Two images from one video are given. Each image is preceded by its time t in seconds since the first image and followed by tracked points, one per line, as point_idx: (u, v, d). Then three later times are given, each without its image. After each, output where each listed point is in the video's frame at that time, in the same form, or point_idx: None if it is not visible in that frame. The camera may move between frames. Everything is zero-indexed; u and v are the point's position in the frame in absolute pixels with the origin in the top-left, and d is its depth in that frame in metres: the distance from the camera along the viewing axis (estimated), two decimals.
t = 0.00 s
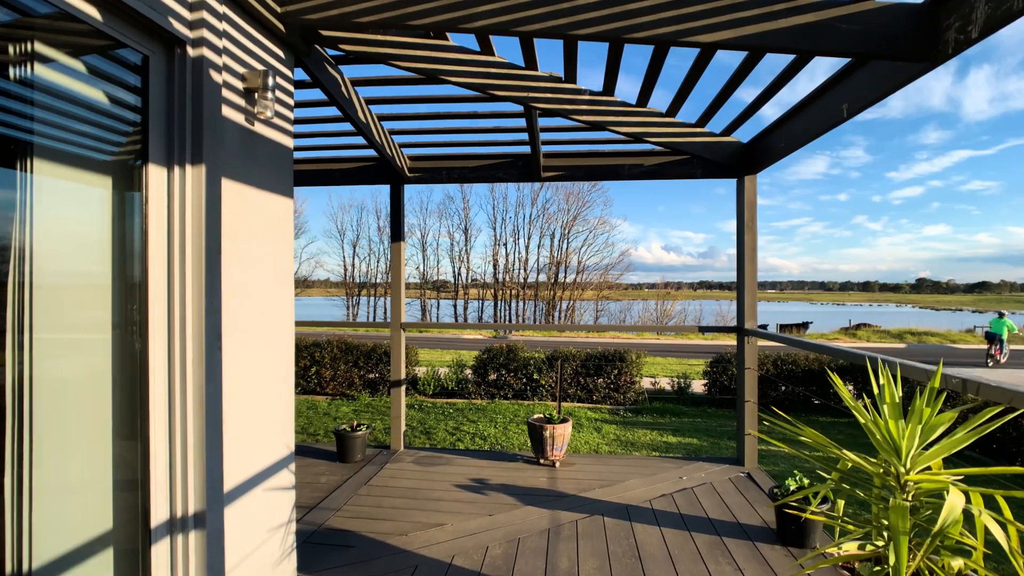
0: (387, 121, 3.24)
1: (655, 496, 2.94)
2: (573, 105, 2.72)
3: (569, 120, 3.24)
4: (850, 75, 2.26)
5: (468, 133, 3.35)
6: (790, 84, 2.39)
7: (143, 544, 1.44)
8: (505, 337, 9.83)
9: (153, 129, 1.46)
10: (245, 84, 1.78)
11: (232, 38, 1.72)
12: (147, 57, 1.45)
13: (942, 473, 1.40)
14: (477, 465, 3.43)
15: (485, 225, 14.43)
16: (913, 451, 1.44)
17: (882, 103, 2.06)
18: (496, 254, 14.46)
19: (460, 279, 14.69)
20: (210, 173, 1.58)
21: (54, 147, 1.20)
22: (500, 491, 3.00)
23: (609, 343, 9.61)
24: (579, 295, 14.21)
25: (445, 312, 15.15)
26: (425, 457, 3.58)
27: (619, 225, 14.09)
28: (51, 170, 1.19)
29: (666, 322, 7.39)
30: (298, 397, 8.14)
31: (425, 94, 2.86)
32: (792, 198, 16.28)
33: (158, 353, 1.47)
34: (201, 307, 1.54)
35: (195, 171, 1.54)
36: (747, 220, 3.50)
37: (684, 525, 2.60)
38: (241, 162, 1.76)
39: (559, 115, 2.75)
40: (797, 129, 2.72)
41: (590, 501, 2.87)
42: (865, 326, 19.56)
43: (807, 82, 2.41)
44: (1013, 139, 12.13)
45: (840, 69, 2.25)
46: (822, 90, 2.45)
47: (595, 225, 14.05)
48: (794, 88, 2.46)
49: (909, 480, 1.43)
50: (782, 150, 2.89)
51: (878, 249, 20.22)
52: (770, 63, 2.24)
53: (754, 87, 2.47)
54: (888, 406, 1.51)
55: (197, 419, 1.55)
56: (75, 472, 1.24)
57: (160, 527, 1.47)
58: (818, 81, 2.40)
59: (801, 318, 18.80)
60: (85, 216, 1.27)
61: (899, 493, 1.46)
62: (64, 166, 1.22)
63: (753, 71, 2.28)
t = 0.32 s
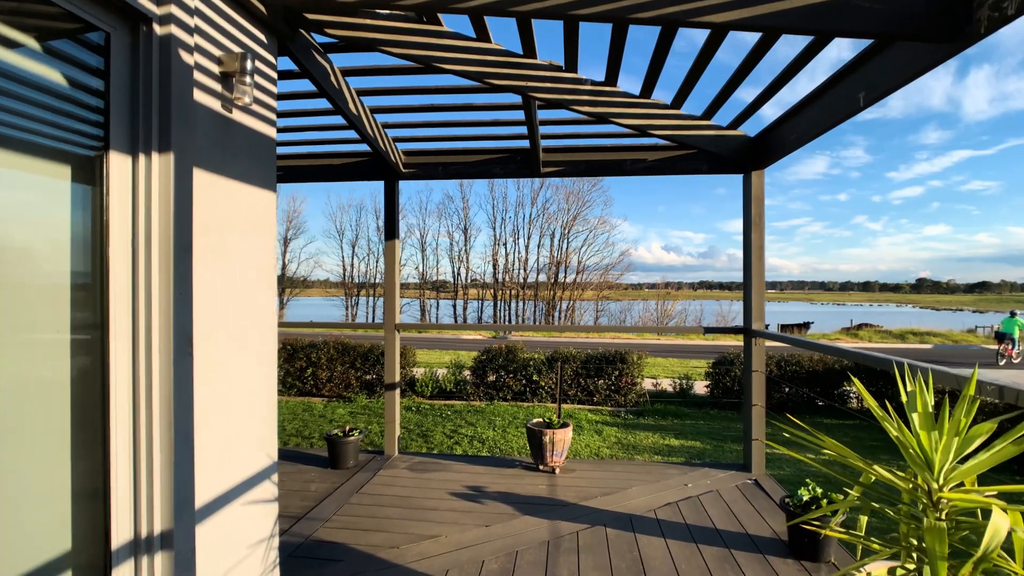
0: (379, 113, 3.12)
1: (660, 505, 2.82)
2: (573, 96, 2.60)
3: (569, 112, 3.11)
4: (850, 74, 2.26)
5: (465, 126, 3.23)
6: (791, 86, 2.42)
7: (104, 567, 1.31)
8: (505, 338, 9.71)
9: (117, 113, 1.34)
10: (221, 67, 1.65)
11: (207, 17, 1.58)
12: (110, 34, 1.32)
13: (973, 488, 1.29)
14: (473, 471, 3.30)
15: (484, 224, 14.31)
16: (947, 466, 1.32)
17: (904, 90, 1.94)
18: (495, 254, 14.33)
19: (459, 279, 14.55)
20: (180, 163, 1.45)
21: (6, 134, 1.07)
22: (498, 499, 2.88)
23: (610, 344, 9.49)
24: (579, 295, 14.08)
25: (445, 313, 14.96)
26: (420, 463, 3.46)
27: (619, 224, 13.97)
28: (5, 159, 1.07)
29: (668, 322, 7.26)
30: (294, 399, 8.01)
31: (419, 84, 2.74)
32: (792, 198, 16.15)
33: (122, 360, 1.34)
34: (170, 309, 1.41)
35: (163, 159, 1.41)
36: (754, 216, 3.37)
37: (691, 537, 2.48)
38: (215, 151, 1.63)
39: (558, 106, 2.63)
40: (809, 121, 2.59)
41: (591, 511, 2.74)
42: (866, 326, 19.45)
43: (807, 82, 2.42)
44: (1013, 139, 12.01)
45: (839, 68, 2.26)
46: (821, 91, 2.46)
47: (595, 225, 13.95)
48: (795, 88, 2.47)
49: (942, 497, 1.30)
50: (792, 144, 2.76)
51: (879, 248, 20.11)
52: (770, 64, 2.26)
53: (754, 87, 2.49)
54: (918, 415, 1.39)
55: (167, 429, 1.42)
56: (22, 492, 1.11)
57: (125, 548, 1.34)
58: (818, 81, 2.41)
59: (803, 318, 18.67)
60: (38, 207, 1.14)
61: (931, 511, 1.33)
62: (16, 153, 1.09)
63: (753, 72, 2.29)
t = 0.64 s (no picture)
0: (372, 106, 2.99)
1: (666, 516, 2.69)
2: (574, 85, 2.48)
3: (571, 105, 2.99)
4: (851, 73, 2.26)
5: (462, 119, 3.10)
6: (790, 86, 2.43)
7: None
8: (504, 339, 9.58)
9: (73, 94, 1.20)
10: (194, 49, 1.52)
11: None
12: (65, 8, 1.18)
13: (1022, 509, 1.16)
14: (471, 479, 3.17)
15: (484, 224, 14.17)
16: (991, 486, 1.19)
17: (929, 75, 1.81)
18: (495, 254, 14.19)
19: (459, 279, 14.39)
20: (145, 150, 1.32)
21: None
22: (496, 509, 2.75)
23: (610, 345, 9.36)
24: (579, 295, 13.93)
25: (444, 315, 14.58)
26: (415, 470, 3.32)
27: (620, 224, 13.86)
28: None
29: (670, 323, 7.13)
30: (290, 400, 7.88)
31: (413, 74, 2.63)
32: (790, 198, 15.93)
33: (77, 366, 1.21)
34: (133, 310, 1.28)
35: (125, 146, 1.27)
36: (762, 214, 3.24)
37: (698, 549, 2.35)
38: (186, 140, 1.50)
39: (559, 96, 2.51)
40: (824, 112, 2.46)
41: (594, 521, 2.61)
42: (868, 326, 19.35)
43: (807, 82, 2.43)
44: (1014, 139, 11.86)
45: (839, 69, 2.26)
46: (821, 91, 2.47)
47: (595, 225, 13.82)
48: (794, 88, 2.48)
49: (986, 518, 1.17)
50: (804, 137, 2.64)
51: (878, 249, 19.67)
52: (770, 65, 2.27)
53: (754, 87, 2.50)
54: (956, 427, 1.27)
55: (127, 444, 1.28)
56: None
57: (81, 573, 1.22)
58: (818, 81, 2.41)
59: (806, 318, 18.50)
60: None
61: (972, 534, 1.21)
62: None
63: (754, 72, 2.30)
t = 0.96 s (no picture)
0: (365, 98, 2.86)
1: (672, 528, 2.56)
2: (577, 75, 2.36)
3: (573, 97, 2.86)
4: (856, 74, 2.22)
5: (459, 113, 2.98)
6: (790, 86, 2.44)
7: None
8: (504, 340, 9.46)
9: (21, 73, 1.07)
10: (164, 29, 1.39)
11: None
12: None
13: None
14: (468, 487, 3.04)
15: (484, 224, 14.04)
16: None
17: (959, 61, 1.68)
18: (495, 254, 14.04)
19: (458, 279, 14.24)
20: (106, 137, 1.19)
21: None
22: (494, 520, 2.62)
23: (610, 346, 9.23)
24: (579, 295, 13.76)
25: (444, 315, 14.42)
26: (410, 478, 3.19)
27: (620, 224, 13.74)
28: None
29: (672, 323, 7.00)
30: (286, 402, 7.77)
31: (407, 63, 2.50)
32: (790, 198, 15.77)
33: (26, 375, 1.08)
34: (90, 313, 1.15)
35: (82, 132, 1.15)
36: (772, 211, 3.11)
37: (708, 564, 2.23)
38: (153, 127, 1.37)
39: (560, 86, 2.39)
40: (839, 104, 2.34)
41: (597, 534, 2.49)
42: (869, 326, 19.25)
43: (806, 84, 2.45)
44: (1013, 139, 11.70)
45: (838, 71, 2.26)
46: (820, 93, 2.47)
47: (595, 224, 13.68)
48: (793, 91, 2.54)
49: None
50: (817, 130, 2.51)
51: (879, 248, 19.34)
52: (771, 65, 2.28)
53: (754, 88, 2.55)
54: (1003, 443, 1.16)
55: (81, 462, 1.15)
56: None
57: None
58: (819, 83, 2.40)
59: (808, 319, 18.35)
60: None
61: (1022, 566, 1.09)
62: None
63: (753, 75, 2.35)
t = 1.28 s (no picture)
0: (358, 91, 2.74)
1: (679, 540, 2.44)
2: (579, 65, 2.24)
3: (575, 90, 2.74)
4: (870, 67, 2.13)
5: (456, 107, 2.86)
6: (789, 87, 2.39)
7: None
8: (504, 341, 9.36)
9: None
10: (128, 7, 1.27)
11: None
12: None
13: None
14: (465, 496, 2.93)
15: (484, 224, 13.92)
16: None
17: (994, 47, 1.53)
18: (495, 254, 13.93)
19: (458, 279, 14.13)
20: (59, 125, 1.08)
21: None
22: (492, 532, 2.51)
23: (611, 347, 9.11)
24: (579, 295, 13.59)
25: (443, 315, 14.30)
26: (406, 486, 3.08)
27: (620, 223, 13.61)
28: None
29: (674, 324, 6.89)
30: (283, 404, 7.64)
31: (401, 54, 2.39)
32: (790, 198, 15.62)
33: None
34: (38, 321, 1.03)
35: (28, 119, 1.03)
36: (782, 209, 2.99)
37: None
38: (115, 116, 1.25)
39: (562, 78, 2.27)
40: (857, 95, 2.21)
41: (599, 547, 2.37)
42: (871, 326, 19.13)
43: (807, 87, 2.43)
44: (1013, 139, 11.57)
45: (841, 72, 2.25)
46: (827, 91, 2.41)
47: (595, 224, 13.56)
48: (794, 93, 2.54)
49: None
50: (832, 124, 2.39)
51: (880, 248, 18.83)
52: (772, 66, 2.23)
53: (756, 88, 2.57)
54: None
55: (31, 486, 1.04)
56: None
57: None
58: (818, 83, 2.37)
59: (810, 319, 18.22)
60: None
61: None
62: None
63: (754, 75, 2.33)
